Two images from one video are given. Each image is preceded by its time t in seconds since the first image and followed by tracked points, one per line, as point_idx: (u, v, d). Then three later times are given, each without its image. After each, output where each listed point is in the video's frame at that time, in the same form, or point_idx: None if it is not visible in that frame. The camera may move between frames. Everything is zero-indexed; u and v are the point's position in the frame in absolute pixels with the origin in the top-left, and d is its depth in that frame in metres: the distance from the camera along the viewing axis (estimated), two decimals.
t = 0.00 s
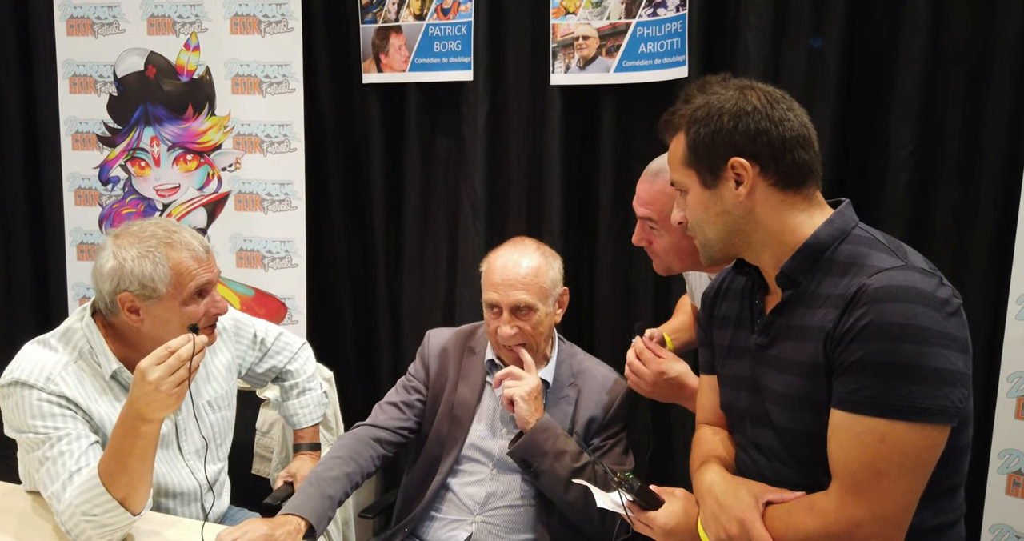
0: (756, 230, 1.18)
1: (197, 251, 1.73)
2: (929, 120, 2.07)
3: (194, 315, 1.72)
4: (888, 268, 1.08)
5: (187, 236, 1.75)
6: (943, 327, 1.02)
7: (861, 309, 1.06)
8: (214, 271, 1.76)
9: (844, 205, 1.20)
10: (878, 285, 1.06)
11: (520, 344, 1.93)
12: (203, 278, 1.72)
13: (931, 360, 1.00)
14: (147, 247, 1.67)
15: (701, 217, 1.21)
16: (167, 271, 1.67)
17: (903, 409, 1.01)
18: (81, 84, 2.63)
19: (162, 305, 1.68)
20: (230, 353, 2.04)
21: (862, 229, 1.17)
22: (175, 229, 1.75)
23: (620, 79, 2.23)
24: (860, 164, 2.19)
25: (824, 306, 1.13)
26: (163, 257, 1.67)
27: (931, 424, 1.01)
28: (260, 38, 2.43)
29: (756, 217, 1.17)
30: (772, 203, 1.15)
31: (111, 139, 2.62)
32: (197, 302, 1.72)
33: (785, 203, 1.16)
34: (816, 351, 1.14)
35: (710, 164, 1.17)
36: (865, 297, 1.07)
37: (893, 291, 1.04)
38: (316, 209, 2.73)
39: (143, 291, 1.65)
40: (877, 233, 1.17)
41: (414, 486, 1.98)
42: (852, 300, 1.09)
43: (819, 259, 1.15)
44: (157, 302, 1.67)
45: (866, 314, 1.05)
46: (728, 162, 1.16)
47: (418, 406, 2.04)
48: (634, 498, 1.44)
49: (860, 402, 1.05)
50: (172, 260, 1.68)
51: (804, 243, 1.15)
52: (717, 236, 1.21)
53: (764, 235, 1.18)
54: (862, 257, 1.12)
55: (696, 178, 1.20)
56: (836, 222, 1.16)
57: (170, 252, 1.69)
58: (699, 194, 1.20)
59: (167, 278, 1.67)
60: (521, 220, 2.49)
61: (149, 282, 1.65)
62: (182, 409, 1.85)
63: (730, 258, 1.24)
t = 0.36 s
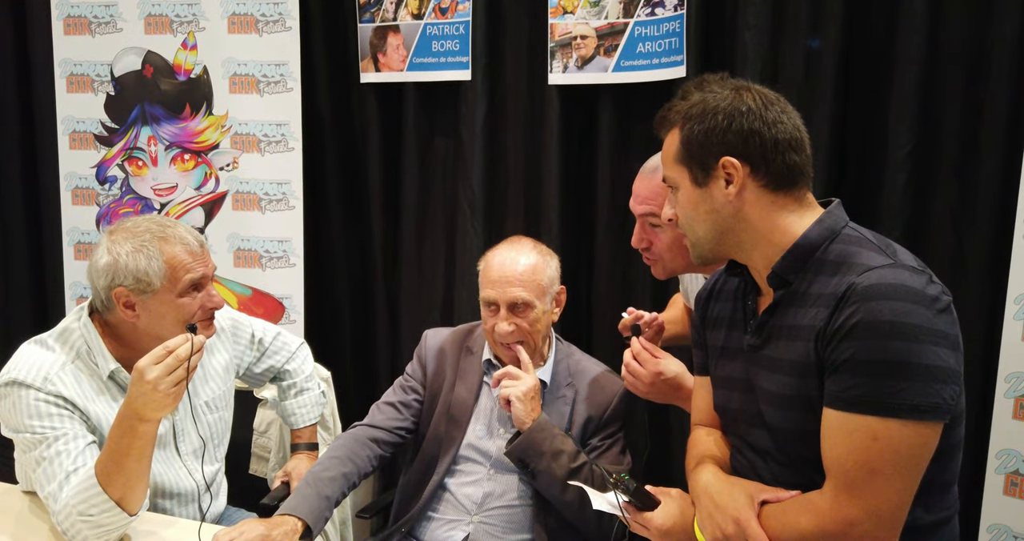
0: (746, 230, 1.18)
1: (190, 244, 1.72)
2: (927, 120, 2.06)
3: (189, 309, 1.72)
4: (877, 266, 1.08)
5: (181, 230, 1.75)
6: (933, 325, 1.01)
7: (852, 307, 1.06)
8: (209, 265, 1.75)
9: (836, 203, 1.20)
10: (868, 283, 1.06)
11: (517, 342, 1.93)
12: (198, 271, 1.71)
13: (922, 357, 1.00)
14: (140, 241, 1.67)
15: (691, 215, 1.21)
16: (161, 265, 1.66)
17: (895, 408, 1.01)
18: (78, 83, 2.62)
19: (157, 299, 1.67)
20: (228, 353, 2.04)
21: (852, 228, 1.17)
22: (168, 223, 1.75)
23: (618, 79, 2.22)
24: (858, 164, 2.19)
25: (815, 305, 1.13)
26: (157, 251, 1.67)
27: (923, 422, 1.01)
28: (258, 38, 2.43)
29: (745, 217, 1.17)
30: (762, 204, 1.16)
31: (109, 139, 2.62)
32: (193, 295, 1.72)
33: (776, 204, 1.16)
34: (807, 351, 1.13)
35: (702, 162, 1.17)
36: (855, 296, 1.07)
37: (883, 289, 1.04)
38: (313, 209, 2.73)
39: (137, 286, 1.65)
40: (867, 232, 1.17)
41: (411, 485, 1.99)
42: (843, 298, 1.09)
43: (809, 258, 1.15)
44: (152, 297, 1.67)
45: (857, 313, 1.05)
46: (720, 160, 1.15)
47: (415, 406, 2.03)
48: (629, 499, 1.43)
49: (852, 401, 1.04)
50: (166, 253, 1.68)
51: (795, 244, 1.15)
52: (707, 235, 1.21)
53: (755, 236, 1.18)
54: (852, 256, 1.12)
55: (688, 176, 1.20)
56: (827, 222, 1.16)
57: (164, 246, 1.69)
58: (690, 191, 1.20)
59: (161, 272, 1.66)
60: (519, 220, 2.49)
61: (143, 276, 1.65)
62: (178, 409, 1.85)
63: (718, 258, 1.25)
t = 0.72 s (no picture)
0: (744, 230, 1.18)
1: (189, 245, 1.72)
2: (928, 120, 2.06)
3: (187, 310, 1.71)
4: (877, 267, 1.08)
5: (180, 231, 1.74)
6: (933, 326, 1.01)
7: (851, 308, 1.06)
8: (208, 266, 1.75)
9: (836, 204, 1.19)
10: (867, 284, 1.05)
11: (517, 341, 1.92)
12: (197, 273, 1.71)
13: (921, 359, 1.00)
14: (139, 242, 1.67)
15: (689, 213, 1.21)
16: (160, 266, 1.66)
17: (893, 410, 1.01)
18: (78, 83, 2.62)
19: (156, 300, 1.67)
20: (227, 354, 2.03)
21: (853, 228, 1.16)
22: (168, 224, 1.74)
23: (618, 78, 2.22)
24: (858, 164, 2.18)
25: (814, 306, 1.12)
26: (156, 252, 1.67)
27: (921, 424, 1.00)
28: (257, 37, 2.43)
29: (742, 217, 1.17)
30: (761, 204, 1.15)
31: (108, 139, 2.62)
32: (192, 297, 1.72)
33: (774, 205, 1.15)
34: (806, 351, 1.13)
35: (702, 161, 1.17)
36: (855, 297, 1.06)
37: (883, 291, 1.04)
38: (312, 209, 2.73)
39: (136, 287, 1.65)
40: (868, 232, 1.17)
41: (410, 486, 1.98)
42: (842, 299, 1.08)
43: (809, 259, 1.14)
44: (151, 298, 1.67)
45: (856, 314, 1.05)
46: (718, 160, 1.15)
47: (414, 406, 2.03)
48: (627, 502, 1.43)
49: (851, 403, 1.04)
50: (165, 254, 1.67)
51: (796, 243, 1.15)
52: (704, 233, 1.21)
53: (753, 236, 1.18)
54: (852, 256, 1.11)
55: (687, 174, 1.20)
56: (827, 222, 1.15)
57: (163, 247, 1.68)
58: (688, 190, 1.20)
59: (160, 273, 1.66)
60: (519, 220, 2.48)
61: (142, 277, 1.65)
62: (175, 410, 1.84)
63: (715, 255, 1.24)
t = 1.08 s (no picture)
0: (744, 232, 1.17)
1: (189, 246, 1.72)
2: (929, 119, 2.05)
3: (186, 310, 1.71)
4: (880, 269, 1.07)
5: (179, 231, 1.74)
6: (936, 329, 1.00)
7: (854, 310, 1.05)
8: (207, 267, 1.74)
9: (838, 205, 1.19)
10: (870, 286, 1.05)
11: (517, 342, 1.92)
12: (195, 273, 1.71)
13: (924, 361, 0.99)
14: (138, 242, 1.67)
15: (688, 215, 1.21)
16: (159, 267, 1.66)
17: (896, 412, 1.00)
18: (77, 83, 2.62)
19: (154, 301, 1.67)
20: (226, 355, 2.03)
21: (855, 230, 1.16)
22: (166, 224, 1.74)
23: (618, 78, 2.21)
24: (859, 164, 2.18)
25: (816, 307, 1.12)
26: (155, 253, 1.67)
27: (923, 427, 1.00)
28: (256, 37, 2.43)
29: (742, 219, 1.16)
30: (760, 207, 1.15)
31: (107, 139, 2.62)
32: (191, 297, 1.72)
33: (774, 207, 1.15)
34: (808, 353, 1.12)
35: (701, 163, 1.16)
36: (857, 299, 1.06)
37: (885, 292, 1.03)
38: (312, 209, 2.72)
39: (135, 288, 1.64)
40: (870, 233, 1.16)
41: (410, 487, 1.98)
42: (844, 301, 1.08)
43: (811, 260, 1.14)
44: (149, 298, 1.66)
45: (859, 316, 1.04)
46: (718, 163, 1.15)
47: (414, 407, 2.02)
48: (627, 500, 1.43)
49: (852, 405, 1.03)
50: (164, 255, 1.67)
51: (796, 245, 1.14)
52: (703, 235, 1.20)
53: (753, 238, 1.17)
54: (854, 258, 1.11)
55: (686, 176, 1.19)
56: (828, 223, 1.14)
57: (162, 248, 1.68)
58: (688, 192, 1.20)
59: (159, 274, 1.66)
60: (519, 220, 2.48)
61: (141, 278, 1.64)
62: (174, 411, 1.84)
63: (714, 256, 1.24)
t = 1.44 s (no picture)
0: (746, 231, 1.18)
1: (190, 246, 1.72)
2: (929, 119, 2.05)
3: (187, 310, 1.71)
4: (881, 269, 1.07)
5: (180, 231, 1.74)
6: (937, 329, 1.01)
7: (855, 310, 1.05)
8: (208, 267, 1.75)
9: (839, 204, 1.19)
10: (871, 286, 1.05)
11: (518, 341, 1.92)
12: (196, 273, 1.71)
13: (925, 361, 0.99)
14: (139, 242, 1.67)
15: (690, 215, 1.21)
16: (160, 267, 1.66)
17: (896, 412, 1.00)
18: (78, 83, 2.62)
19: (155, 301, 1.67)
20: (227, 355, 2.03)
21: (856, 230, 1.16)
22: (167, 224, 1.74)
23: (618, 78, 2.21)
24: (859, 163, 2.18)
25: (817, 307, 1.12)
26: (156, 252, 1.67)
27: (924, 427, 1.00)
28: (257, 37, 2.43)
29: (744, 218, 1.17)
30: (762, 206, 1.15)
31: (108, 138, 2.62)
32: (192, 297, 1.72)
33: (776, 206, 1.15)
34: (809, 353, 1.12)
35: (703, 163, 1.17)
36: (859, 299, 1.06)
37: (887, 293, 1.03)
38: (313, 209, 2.72)
39: (136, 287, 1.65)
40: (871, 233, 1.16)
41: (411, 486, 1.98)
42: (845, 301, 1.08)
43: (812, 260, 1.14)
44: (150, 298, 1.66)
45: (860, 315, 1.04)
46: (721, 162, 1.15)
47: (415, 406, 2.02)
48: (627, 500, 1.44)
49: (853, 404, 1.03)
50: (164, 254, 1.67)
51: (798, 245, 1.14)
52: (705, 235, 1.20)
53: (756, 237, 1.17)
54: (855, 258, 1.11)
55: (688, 176, 1.19)
56: (830, 223, 1.15)
57: (163, 247, 1.68)
58: (690, 191, 1.20)
59: (159, 274, 1.66)
60: (519, 219, 2.48)
61: (142, 278, 1.65)
62: (175, 411, 1.84)
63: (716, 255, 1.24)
